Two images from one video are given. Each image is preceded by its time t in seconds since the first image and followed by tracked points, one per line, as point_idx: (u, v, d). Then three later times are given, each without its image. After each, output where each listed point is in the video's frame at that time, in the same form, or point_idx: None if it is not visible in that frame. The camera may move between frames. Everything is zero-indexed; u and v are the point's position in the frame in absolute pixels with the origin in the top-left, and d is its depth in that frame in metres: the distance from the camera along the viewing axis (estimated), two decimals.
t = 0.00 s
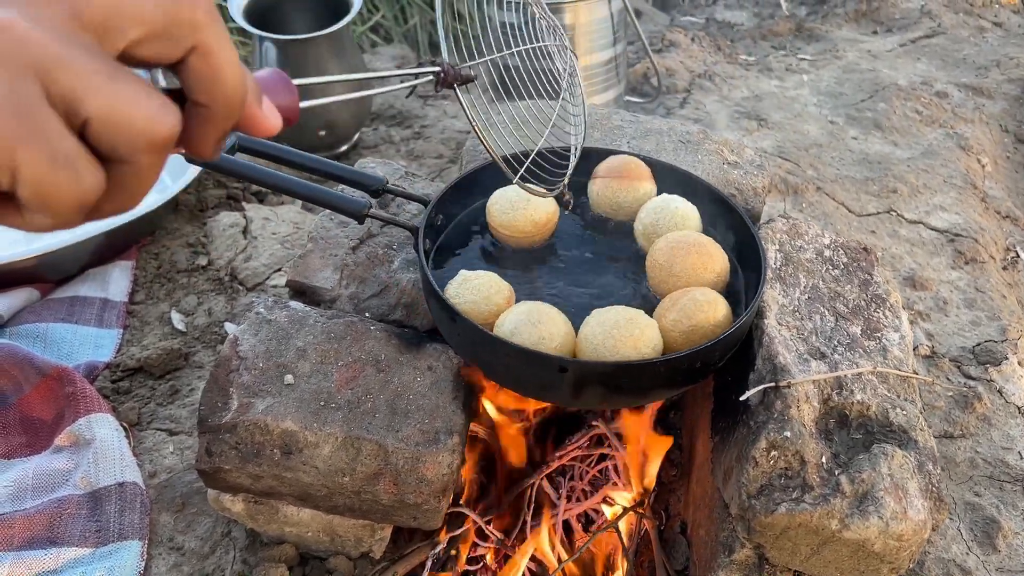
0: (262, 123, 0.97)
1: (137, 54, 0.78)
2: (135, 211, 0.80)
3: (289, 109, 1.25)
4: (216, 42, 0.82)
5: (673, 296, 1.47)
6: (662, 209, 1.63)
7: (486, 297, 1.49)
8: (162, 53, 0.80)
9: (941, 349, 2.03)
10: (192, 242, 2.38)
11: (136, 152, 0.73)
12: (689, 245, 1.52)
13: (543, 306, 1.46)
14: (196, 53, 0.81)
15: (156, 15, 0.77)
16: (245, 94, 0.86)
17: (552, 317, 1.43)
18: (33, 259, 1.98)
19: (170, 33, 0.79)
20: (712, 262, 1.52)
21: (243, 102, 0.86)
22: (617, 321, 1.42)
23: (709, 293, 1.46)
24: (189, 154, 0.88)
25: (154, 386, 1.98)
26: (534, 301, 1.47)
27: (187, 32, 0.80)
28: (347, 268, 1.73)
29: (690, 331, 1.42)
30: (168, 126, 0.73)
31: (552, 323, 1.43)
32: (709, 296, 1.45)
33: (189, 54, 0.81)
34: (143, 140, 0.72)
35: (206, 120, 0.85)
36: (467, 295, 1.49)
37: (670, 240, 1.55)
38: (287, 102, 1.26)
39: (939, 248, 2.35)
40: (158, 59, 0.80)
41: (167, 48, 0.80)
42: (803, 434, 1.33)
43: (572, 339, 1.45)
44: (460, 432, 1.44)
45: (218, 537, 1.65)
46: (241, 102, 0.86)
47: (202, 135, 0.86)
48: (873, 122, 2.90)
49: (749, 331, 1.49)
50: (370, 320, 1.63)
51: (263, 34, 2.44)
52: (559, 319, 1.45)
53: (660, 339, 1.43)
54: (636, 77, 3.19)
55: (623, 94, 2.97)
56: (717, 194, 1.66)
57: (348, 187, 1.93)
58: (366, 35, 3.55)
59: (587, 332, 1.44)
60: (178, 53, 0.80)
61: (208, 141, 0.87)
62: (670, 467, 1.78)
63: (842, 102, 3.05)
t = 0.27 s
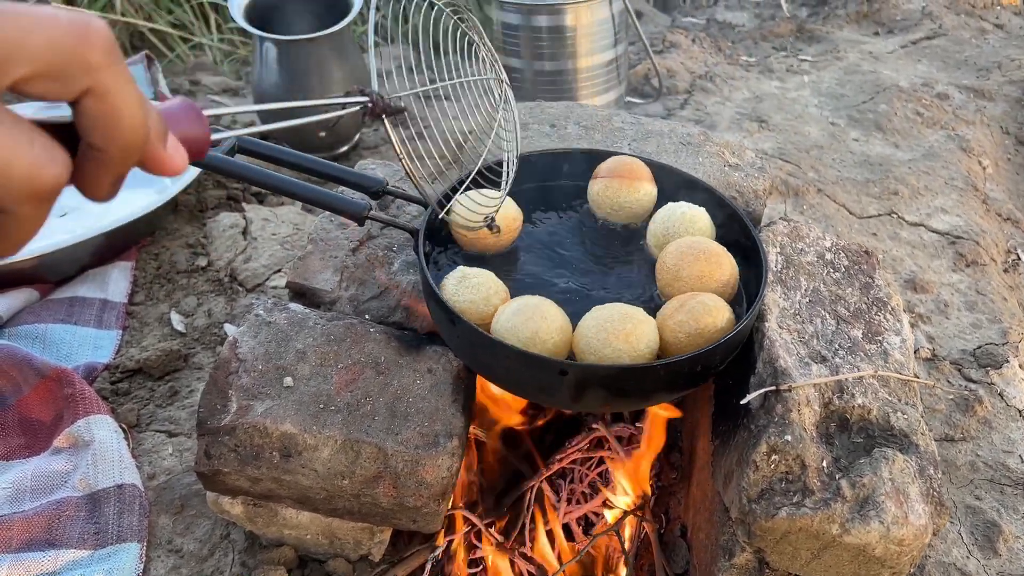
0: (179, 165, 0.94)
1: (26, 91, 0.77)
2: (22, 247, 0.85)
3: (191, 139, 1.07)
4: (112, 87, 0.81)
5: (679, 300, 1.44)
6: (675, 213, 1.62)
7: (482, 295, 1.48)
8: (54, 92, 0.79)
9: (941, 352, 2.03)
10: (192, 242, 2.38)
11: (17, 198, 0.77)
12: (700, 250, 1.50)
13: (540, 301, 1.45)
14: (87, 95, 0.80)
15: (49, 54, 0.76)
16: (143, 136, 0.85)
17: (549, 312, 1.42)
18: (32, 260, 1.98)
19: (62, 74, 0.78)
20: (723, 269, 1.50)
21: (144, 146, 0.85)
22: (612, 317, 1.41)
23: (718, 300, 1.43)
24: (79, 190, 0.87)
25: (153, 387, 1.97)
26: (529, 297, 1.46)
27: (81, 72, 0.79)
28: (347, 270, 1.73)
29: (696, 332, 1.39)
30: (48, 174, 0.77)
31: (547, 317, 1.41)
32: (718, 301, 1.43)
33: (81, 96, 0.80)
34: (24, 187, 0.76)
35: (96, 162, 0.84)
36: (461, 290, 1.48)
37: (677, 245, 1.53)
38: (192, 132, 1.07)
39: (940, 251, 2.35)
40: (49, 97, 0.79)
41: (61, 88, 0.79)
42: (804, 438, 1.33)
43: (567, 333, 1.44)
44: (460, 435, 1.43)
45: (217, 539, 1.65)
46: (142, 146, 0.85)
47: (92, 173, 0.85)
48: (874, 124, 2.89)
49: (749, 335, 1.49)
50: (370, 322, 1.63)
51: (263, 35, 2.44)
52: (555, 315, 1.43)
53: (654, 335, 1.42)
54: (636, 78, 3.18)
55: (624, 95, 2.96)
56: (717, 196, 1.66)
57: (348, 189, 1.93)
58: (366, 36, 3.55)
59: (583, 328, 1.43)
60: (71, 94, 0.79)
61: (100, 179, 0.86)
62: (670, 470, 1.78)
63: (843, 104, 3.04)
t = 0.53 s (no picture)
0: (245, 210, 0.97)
1: (119, 153, 0.81)
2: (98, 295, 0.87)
3: (245, 179, 1.06)
4: (197, 152, 0.84)
5: (676, 304, 1.46)
6: (700, 212, 1.62)
7: (486, 292, 1.49)
8: (144, 156, 0.82)
9: (942, 352, 2.04)
10: (194, 241, 2.38)
11: (108, 252, 0.78)
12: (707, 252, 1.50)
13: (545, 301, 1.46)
14: (174, 159, 0.83)
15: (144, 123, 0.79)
16: (214, 193, 0.88)
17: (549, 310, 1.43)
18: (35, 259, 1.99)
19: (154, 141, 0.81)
20: (727, 271, 1.49)
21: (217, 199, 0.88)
22: (616, 324, 1.40)
23: (715, 302, 1.44)
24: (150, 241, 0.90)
25: (156, 386, 1.98)
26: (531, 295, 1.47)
27: (173, 139, 0.81)
28: (350, 269, 1.73)
29: (692, 336, 1.40)
30: (140, 232, 0.78)
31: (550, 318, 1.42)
32: (716, 304, 1.44)
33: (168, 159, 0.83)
34: (117, 243, 0.78)
35: (170, 213, 0.88)
36: (467, 288, 1.49)
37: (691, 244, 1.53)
38: (247, 173, 1.06)
39: (940, 251, 2.36)
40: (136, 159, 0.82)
41: (149, 152, 0.82)
42: (806, 437, 1.33)
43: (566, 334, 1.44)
44: (463, 434, 1.44)
45: (220, 538, 1.65)
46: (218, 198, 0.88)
47: (165, 225, 0.89)
48: (874, 124, 2.90)
49: (752, 334, 1.50)
50: (373, 321, 1.63)
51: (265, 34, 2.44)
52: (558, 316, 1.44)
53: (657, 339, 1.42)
54: (637, 77, 3.19)
55: (625, 94, 2.97)
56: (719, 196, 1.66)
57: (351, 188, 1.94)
58: (367, 35, 3.55)
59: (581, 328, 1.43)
60: (159, 158, 0.82)
61: (172, 230, 0.90)
62: (671, 469, 1.79)
63: (843, 104, 3.05)
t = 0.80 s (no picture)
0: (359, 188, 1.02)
1: (246, 134, 0.86)
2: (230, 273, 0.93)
3: (373, 162, 1.12)
4: (321, 130, 0.88)
5: (686, 296, 1.44)
6: (710, 205, 1.60)
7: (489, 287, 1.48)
8: (270, 136, 0.87)
9: (946, 349, 2.03)
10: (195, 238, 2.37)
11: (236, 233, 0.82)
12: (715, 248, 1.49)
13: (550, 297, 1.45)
14: (299, 139, 0.88)
15: (268, 105, 0.84)
16: (338, 172, 0.93)
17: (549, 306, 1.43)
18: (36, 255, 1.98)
19: (279, 122, 0.86)
20: (736, 269, 1.48)
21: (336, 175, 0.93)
22: (615, 319, 1.40)
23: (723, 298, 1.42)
24: (280, 221, 0.97)
25: (158, 382, 1.97)
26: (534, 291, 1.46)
27: (296, 120, 0.86)
28: (353, 265, 1.73)
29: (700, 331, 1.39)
30: (264, 212, 0.82)
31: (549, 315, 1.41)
32: (723, 300, 1.42)
33: (291, 138, 0.88)
34: (244, 224, 0.82)
35: (299, 193, 0.94)
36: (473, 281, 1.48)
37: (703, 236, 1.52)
38: (371, 156, 1.12)
39: (944, 248, 2.35)
40: (265, 140, 0.88)
41: (275, 132, 0.87)
42: (812, 433, 1.33)
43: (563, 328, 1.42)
44: (467, 431, 1.43)
45: (223, 534, 1.65)
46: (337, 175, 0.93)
47: (294, 205, 0.96)
48: (877, 122, 2.89)
49: (757, 331, 1.49)
50: (376, 317, 1.62)
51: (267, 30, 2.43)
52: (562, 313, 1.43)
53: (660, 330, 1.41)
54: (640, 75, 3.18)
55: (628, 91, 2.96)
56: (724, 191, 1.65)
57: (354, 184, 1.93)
58: (368, 32, 3.54)
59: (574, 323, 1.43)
60: (284, 137, 0.87)
61: (298, 209, 0.96)
62: (676, 467, 1.78)
63: (846, 101, 3.04)
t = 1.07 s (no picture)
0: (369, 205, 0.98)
1: (242, 143, 0.83)
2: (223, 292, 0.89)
3: (383, 173, 1.07)
4: (323, 142, 0.85)
5: (674, 305, 1.45)
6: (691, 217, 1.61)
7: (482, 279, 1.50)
8: (267, 145, 0.84)
9: (946, 349, 2.03)
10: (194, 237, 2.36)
11: (225, 249, 0.79)
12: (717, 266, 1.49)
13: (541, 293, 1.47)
14: (300, 149, 0.85)
15: (266, 113, 0.81)
16: (344, 185, 0.90)
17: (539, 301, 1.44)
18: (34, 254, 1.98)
19: (278, 131, 0.83)
20: (739, 278, 1.47)
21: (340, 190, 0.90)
22: (603, 319, 1.40)
23: (708, 312, 1.43)
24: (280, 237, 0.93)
25: (157, 382, 1.97)
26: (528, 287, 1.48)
27: (298, 129, 0.83)
28: (352, 265, 1.72)
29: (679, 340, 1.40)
30: (254, 226, 0.79)
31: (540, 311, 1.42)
32: (708, 315, 1.42)
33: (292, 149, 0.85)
34: (233, 239, 0.79)
35: (300, 207, 0.91)
36: (465, 272, 1.50)
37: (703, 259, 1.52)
38: (383, 167, 1.07)
39: (943, 247, 2.35)
40: (264, 149, 0.85)
41: (273, 141, 0.84)
42: (812, 434, 1.33)
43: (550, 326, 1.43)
44: (466, 431, 1.43)
45: (221, 535, 1.64)
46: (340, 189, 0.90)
47: (294, 219, 0.92)
48: (877, 121, 2.89)
49: (757, 331, 1.49)
50: (375, 316, 1.62)
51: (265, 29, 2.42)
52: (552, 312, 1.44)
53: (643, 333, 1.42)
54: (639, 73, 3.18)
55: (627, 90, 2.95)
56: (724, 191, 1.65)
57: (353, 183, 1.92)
58: (367, 31, 3.53)
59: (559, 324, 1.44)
60: (284, 147, 0.85)
61: (299, 223, 0.93)
62: (675, 467, 1.78)
63: (845, 100, 3.04)
